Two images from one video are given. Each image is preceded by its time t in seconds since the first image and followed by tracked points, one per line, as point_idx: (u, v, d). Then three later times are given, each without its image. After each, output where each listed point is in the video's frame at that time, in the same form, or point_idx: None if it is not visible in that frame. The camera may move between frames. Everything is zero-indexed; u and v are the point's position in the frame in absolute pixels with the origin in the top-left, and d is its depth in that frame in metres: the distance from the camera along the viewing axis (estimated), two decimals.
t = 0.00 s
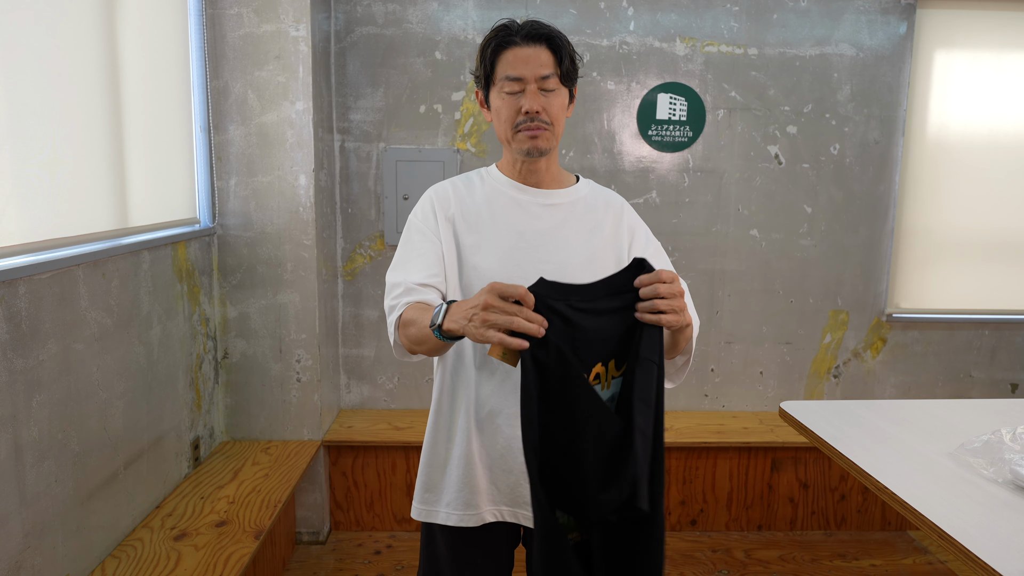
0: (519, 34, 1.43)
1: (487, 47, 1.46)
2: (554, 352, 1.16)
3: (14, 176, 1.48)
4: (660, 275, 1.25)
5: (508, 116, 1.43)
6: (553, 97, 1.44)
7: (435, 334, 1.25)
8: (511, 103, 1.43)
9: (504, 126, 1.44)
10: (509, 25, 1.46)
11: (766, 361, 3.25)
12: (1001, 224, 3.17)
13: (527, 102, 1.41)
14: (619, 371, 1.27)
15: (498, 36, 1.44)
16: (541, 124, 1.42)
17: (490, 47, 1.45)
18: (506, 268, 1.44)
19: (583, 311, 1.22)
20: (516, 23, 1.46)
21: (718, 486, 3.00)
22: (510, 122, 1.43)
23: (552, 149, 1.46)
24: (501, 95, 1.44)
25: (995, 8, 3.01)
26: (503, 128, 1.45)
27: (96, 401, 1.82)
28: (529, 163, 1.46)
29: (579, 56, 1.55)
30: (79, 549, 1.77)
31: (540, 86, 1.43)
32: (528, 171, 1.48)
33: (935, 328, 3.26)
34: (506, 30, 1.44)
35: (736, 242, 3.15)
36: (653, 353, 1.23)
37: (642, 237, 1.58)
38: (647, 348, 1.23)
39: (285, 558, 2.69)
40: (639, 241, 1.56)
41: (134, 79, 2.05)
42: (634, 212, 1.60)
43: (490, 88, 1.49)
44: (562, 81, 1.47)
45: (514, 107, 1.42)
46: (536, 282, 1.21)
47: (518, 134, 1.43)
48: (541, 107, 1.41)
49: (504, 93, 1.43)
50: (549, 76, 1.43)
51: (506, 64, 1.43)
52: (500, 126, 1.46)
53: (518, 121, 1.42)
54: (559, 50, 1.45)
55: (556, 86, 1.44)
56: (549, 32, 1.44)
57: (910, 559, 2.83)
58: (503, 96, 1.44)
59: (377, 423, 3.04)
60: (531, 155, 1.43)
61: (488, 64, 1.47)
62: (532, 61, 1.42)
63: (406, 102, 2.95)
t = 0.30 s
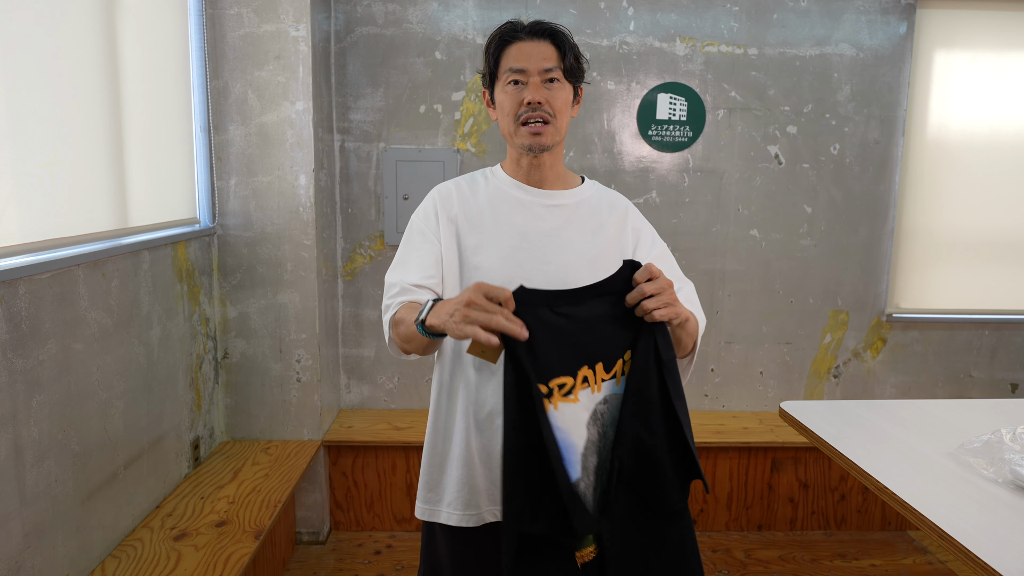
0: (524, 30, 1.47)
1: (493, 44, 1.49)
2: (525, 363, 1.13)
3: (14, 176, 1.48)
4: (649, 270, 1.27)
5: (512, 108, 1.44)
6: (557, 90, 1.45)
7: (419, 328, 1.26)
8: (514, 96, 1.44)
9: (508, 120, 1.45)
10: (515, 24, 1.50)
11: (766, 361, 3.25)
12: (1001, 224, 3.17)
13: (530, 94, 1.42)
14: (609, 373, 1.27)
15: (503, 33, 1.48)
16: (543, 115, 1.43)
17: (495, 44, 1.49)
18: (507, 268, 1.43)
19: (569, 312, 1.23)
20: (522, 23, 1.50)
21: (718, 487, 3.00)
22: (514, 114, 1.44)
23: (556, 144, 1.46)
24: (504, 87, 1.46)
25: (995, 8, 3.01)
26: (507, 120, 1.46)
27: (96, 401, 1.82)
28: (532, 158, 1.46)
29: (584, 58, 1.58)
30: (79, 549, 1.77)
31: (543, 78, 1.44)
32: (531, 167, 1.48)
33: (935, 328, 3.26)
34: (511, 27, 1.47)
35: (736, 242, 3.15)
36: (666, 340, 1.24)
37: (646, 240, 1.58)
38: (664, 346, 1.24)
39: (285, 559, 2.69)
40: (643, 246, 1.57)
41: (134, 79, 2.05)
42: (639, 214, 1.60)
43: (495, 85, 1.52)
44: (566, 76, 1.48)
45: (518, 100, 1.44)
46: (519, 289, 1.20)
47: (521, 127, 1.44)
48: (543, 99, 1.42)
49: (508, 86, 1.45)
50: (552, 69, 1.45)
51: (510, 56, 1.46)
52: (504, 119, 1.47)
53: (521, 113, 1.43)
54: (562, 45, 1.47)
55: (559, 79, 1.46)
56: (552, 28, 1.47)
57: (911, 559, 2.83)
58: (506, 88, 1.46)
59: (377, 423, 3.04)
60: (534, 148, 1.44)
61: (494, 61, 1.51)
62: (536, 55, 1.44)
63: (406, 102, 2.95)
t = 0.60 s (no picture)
0: (527, 37, 1.45)
1: (496, 50, 1.48)
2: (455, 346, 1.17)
3: (14, 176, 1.48)
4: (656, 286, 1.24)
5: (513, 119, 1.45)
6: (559, 100, 1.44)
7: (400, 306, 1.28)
8: (517, 106, 1.44)
9: (510, 129, 1.46)
10: (518, 28, 1.48)
11: (766, 361, 3.25)
12: (1000, 224, 3.17)
13: (532, 106, 1.42)
14: (577, 373, 1.29)
15: (506, 40, 1.46)
16: (545, 127, 1.43)
17: (498, 51, 1.47)
18: (510, 266, 1.46)
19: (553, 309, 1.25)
20: (525, 28, 1.48)
21: (718, 487, 3.00)
22: (515, 125, 1.45)
23: (558, 152, 1.47)
24: (506, 100, 1.46)
25: (995, 7, 3.01)
26: (508, 131, 1.47)
27: (96, 401, 1.82)
28: (535, 165, 1.47)
29: (587, 60, 1.56)
30: (79, 549, 1.77)
31: (545, 89, 1.43)
32: (535, 173, 1.48)
33: (935, 328, 3.26)
34: (514, 33, 1.46)
35: (735, 242, 3.15)
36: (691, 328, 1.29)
37: (650, 234, 1.58)
38: (681, 341, 1.28)
39: (285, 559, 2.69)
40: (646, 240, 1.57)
41: (134, 79, 2.05)
42: (641, 210, 1.61)
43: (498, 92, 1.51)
44: (568, 84, 1.47)
45: (520, 110, 1.44)
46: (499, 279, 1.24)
47: (523, 137, 1.44)
48: (545, 111, 1.42)
49: (511, 96, 1.44)
50: (554, 79, 1.44)
51: (514, 67, 1.44)
52: (506, 127, 1.47)
53: (523, 123, 1.43)
54: (565, 53, 1.45)
55: (562, 89, 1.45)
56: (556, 35, 1.45)
57: (911, 559, 2.83)
58: (508, 100, 1.45)
59: (377, 423, 3.04)
60: (535, 157, 1.44)
61: (497, 67, 1.49)
62: (538, 64, 1.43)
63: (406, 102, 2.95)
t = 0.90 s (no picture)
0: (530, 36, 1.46)
1: (500, 50, 1.49)
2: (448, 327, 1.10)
3: (14, 176, 1.48)
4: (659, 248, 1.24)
5: (518, 117, 1.46)
6: (563, 98, 1.45)
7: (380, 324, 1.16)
8: (521, 104, 1.45)
9: (515, 128, 1.47)
10: (522, 28, 1.49)
11: (766, 361, 3.25)
12: (1000, 225, 3.17)
13: (536, 103, 1.43)
14: (572, 354, 1.19)
15: (510, 39, 1.48)
16: (549, 125, 1.44)
17: (502, 51, 1.48)
18: (513, 261, 1.44)
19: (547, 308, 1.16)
20: (528, 28, 1.49)
21: (718, 486, 3.00)
22: (520, 123, 1.46)
23: (563, 149, 1.47)
24: (511, 98, 1.47)
25: (995, 7, 3.01)
26: (513, 129, 1.48)
27: (96, 401, 1.82)
28: (540, 163, 1.48)
29: (593, 59, 1.56)
30: (79, 549, 1.77)
31: (549, 87, 1.44)
32: (540, 172, 1.49)
33: (935, 328, 3.26)
34: (518, 33, 1.47)
35: (735, 242, 3.15)
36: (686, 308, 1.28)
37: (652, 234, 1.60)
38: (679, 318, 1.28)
39: (286, 559, 2.69)
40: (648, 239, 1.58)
41: (134, 79, 2.05)
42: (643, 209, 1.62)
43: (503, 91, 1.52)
44: (573, 82, 1.47)
45: (524, 109, 1.45)
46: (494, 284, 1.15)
47: (528, 135, 1.45)
48: (549, 108, 1.43)
49: (515, 94, 1.46)
50: (558, 77, 1.45)
51: (518, 65, 1.45)
52: (512, 126, 1.48)
53: (527, 121, 1.44)
54: (568, 51, 1.46)
55: (566, 87, 1.46)
56: (559, 34, 1.46)
57: (910, 559, 2.83)
58: (513, 99, 1.46)
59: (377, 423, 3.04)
60: (540, 155, 1.45)
61: (501, 67, 1.51)
62: (542, 63, 1.44)
63: (406, 102, 2.95)
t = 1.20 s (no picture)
0: (524, 36, 1.47)
1: (495, 50, 1.50)
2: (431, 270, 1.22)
3: (14, 176, 1.47)
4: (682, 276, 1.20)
5: (512, 116, 1.46)
6: (556, 95, 1.45)
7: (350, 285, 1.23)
8: (515, 103, 1.46)
9: (511, 126, 1.48)
10: (516, 27, 1.50)
11: (766, 361, 3.25)
12: (1001, 225, 3.17)
13: (529, 102, 1.43)
14: (555, 329, 1.26)
15: (505, 39, 1.49)
16: (543, 123, 1.44)
17: (497, 50, 1.49)
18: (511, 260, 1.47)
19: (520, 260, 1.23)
20: (523, 26, 1.50)
21: (718, 486, 3.00)
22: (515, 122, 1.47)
23: (558, 147, 1.48)
24: (505, 96, 1.48)
25: (995, 7, 3.01)
26: (508, 128, 1.49)
27: (96, 400, 1.82)
28: (536, 161, 1.49)
29: (587, 56, 1.56)
30: (80, 549, 1.77)
31: (542, 84, 1.44)
32: (537, 170, 1.50)
33: (935, 328, 3.26)
34: (512, 33, 1.48)
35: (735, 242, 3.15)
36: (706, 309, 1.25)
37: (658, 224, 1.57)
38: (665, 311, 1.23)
39: (286, 559, 2.69)
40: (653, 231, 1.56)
41: (134, 79, 2.05)
42: (647, 202, 1.59)
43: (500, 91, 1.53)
44: (566, 79, 1.47)
45: (518, 107, 1.45)
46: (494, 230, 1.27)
47: (522, 133, 1.46)
48: (542, 106, 1.43)
49: (509, 93, 1.46)
50: (550, 74, 1.44)
51: (512, 64, 1.47)
52: (508, 125, 1.49)
53: (521, 120, 1.45)
54: (561, 48, 1.46)
55: (559, 84, 1.45)
56: (551, 31, 1.46)
57: (911, 559, 2.83)
58: (507, 97, 1.47)
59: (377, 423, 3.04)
60: (535, 153, 1.46)
61: (497, 67, 1.52)
62: (535, 61, 1.44)
63: (406, 102, 2.95)
